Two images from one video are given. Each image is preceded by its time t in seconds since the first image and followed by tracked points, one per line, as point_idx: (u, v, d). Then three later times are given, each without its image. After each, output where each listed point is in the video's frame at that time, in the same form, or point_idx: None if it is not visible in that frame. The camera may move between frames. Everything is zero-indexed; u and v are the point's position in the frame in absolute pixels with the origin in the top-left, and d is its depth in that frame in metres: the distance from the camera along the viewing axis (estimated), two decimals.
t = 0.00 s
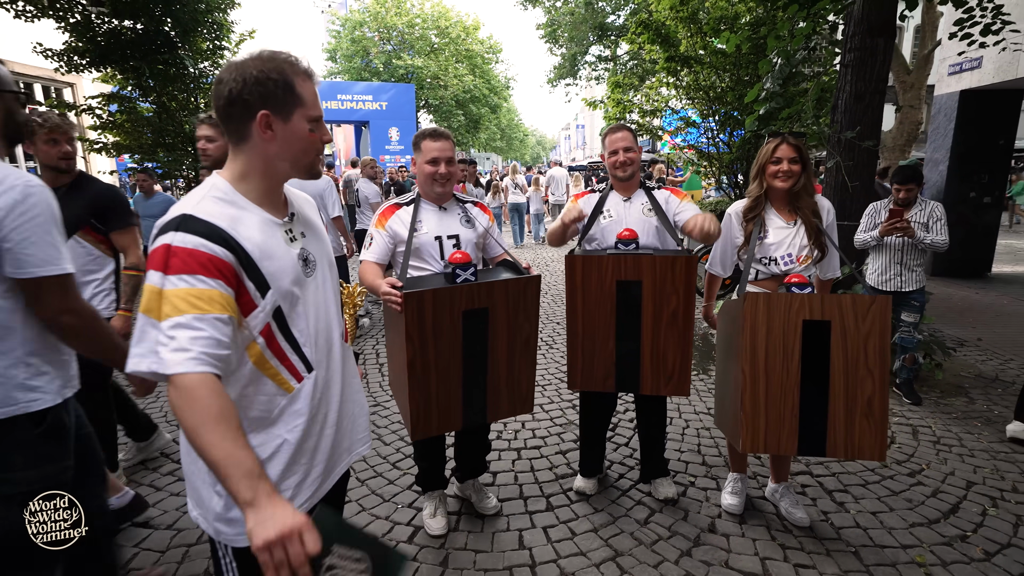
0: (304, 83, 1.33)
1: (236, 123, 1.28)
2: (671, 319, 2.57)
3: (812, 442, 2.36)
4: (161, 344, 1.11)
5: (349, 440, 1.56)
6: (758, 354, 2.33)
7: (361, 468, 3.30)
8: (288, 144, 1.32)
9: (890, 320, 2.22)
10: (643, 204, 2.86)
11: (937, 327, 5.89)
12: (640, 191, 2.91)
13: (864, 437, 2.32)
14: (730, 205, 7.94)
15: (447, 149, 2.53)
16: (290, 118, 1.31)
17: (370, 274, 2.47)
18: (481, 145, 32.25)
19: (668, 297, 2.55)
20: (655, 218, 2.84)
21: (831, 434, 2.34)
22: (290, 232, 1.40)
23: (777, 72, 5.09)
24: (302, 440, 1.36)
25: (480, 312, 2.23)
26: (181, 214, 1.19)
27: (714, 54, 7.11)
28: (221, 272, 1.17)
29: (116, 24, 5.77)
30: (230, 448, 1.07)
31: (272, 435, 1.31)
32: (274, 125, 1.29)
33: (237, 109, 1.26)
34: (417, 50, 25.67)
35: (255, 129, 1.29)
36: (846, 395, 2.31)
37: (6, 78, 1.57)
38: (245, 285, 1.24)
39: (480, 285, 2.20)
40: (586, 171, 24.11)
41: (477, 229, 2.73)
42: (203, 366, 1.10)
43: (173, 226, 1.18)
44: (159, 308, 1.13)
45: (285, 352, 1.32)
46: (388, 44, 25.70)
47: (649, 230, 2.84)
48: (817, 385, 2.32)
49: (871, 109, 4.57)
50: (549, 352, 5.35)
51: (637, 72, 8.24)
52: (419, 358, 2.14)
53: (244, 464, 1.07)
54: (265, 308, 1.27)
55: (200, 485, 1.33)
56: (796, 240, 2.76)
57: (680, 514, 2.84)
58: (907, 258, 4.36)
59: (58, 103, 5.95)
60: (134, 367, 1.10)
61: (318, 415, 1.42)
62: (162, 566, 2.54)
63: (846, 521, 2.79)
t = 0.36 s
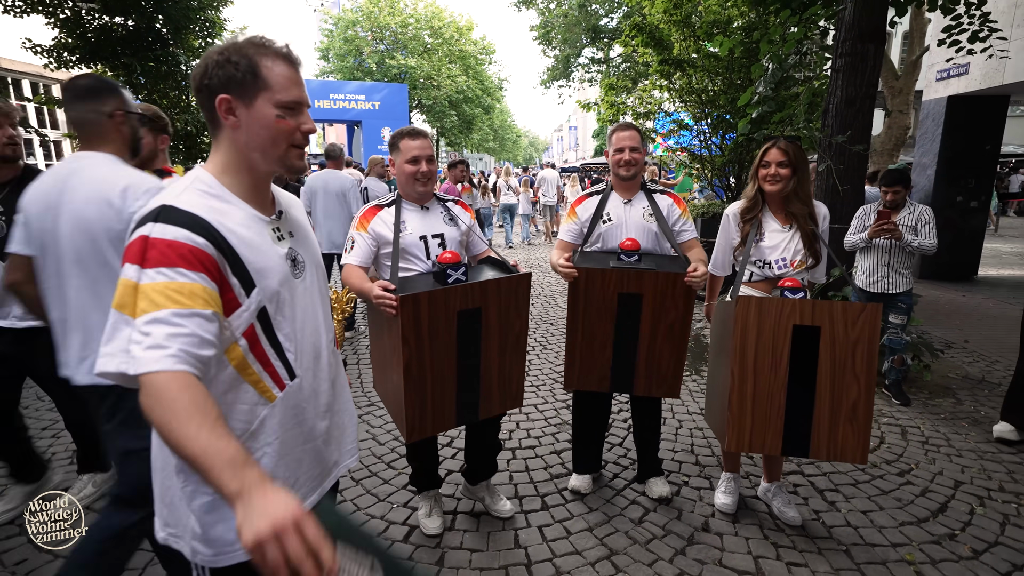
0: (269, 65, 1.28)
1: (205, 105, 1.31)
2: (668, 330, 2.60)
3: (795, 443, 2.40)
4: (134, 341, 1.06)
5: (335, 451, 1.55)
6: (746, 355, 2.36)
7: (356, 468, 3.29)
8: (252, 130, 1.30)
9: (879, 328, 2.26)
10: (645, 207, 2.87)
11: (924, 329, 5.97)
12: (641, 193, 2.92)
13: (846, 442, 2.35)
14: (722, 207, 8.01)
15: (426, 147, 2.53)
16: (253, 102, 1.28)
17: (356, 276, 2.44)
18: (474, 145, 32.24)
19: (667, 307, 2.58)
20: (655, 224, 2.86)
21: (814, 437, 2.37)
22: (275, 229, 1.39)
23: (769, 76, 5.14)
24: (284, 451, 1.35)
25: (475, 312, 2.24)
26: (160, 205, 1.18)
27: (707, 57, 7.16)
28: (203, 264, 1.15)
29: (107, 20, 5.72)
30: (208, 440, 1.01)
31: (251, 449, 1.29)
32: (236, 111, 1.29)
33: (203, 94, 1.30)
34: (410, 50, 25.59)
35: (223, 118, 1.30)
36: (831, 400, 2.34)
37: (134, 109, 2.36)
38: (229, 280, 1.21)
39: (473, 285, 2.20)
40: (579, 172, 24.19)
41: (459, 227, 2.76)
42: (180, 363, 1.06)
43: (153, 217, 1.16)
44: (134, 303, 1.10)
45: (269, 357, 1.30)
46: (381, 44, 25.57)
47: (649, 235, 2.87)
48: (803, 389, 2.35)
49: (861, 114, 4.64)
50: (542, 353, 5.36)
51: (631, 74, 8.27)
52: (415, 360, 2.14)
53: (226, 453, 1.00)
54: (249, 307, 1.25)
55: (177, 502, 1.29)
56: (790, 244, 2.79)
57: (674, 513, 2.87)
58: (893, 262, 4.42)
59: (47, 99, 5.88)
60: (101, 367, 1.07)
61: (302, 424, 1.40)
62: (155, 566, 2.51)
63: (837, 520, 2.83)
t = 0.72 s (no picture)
0: (241, 48, 1.15)
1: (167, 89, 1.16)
2: (663, 330, 2.64)
3: (783, 445, 2.43)
4: (86, 383, 0.97)
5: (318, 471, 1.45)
6: (736, 358, 2.39)
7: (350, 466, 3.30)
8: (220, 119, 1.15)
9: (869, 332, 2.29)
10: (639, 209, 2.90)
11: (916, 334, 6.03)
12: (637, 195, 2.95)
13: (832, 445, 2.38)
14: (718, 211, 8.07)
15: (427, 146, 2.53)
16: (222, 89, 1.14)
17: (355, 276, 2.45)
18: (473, 145, 32.30)
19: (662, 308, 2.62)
20: (650, 225, 2.89)
21: (801, 441, 2.41)
22: (249, 234, 1.25)
23: (766, 81, 5.17)
24: (261, 477, 1.23)
25: (472, 314, 2.26)
26: (120, 213, 1.01)
27: (706, 61, 7.21)
28: (169, 289, 1.01)
29: (107, 15, 5.71)
30: (151, 513, 1.04)
31: (224, 473, 1.18)
32: (202, 96, 1.14)
33: (165, 76, 1.14)
34: (410, 49, 25.58)
35: (187, 106, 1.16)
36: (820, 405, 2.37)
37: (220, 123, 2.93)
38: (200, 298, 1.08)
39: (473, 288, 2.22)
40: (577, 174, 24.28)
41: (459, 228, 2.78)
42: (128, 422, 0.98)
43: (110, 229, 0.99)
44: (88, 335, 0.97)
45: (248, 378, 1.18)
46: (381, 43, 25.55)
47: (645, 237, 2.89)
48: (792, 393, 2.38)
49: (857, 120, 4.68)
50: (537, 353, 5.37)
51: (629, 77, 8.31)
52: (412, 360, 2.15)
53: (160, 532, 1.06)
54: (225, 325, 1.13)
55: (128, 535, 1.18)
56: (785, 248, 2.83)
57: (665, 512, 2.90)
58: (886, 266, 4.46)
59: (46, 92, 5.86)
60: (49, 405, 0.95)
61: (281, 448, 1.28)
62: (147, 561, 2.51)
63: (827, 520, 2.86)
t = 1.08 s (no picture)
0: (197, 48, 1.08)
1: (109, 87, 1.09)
2: (659, 332, 2.64)
3: (785, 448, 2.43)
4: (47, 424, 0.92)
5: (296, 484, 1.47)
6: (735, 360, 2.39)
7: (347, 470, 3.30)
8: (166, 126, 1.09)
9: (865, 331, 2.30)
10: (635, 212, 2.91)
11: (913, 335, 6.05)
12: (633, 198, 2.96)
13: (837, 444, 2.38)
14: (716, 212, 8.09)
15: (416, 150, 2.55)
16: (171, 92, 1.08)
17: (349, 275, 2.48)
18: (471, 147, 32.32)
19: (656, 310, 2.62)
20: (645, 228, 2.90)
21: (807, 442, 2.40)
22: (212, 245, 1.23)
23: (763, 83, 5.19)
24: (238, 502, 1.23)
25: (463, 317, 2.27)
26: (68, 232, 0.96)
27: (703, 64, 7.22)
28: (133, 314, 0.98)
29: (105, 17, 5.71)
30: (157, 543, 1.03)
31: (201, 505, 1.17)
32: (147, 98, 1.08)
33: (107, 71, 1.08)
34: (408, 51, 25.58)
35: (132, 106, 1.10)
36: (821, 405, 2.37)
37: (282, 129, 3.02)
38: (166, 321, 1.05)
39: (463, 292, 2.23)
40: (575, 176, 24.33)
41: (455, 232, 2.77)
42: (105, 459, 0.95)
43: (60, 250, 0.94)
44: (44, 370, 0.92)
45: (220, 402, 1.17)
46: (379, 45, 25.56)
47: (640, 239, 2.90)
48: (793, 394, 2.39)
49: (853, 122, 4.69)
50: (534, 356, 5.38)
51: (627, 79, 8.33)
52: (399, 361, 2.16)
53: (168, 560, 1.04)
54: (194, 348, 1.10)
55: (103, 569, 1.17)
56: (778, 250, 2.85)
57: (663, 514, 2.90)
58: (881, 267, 4.50)
59: (42, 95, 5.81)
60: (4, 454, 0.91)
61: (256, 469, 1.29)
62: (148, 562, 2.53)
63: (823, 522, 2.87)
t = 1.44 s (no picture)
0: (182, 59, 1.07)
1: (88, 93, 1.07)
2: (662, 334, 2.64)
3: (790, 451, 2.43)
4: (23, 451, 0.92)
5: (293, 490, 1.47)
6: (740, 363, 2.39)
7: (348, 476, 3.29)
8: (146, 137, 1.09)
9: (867, 332, 2.31)
10: (637, 215, 2.91)
11: (914, 337, 6.05)
12: (634, 202, 2.97)
13: (841, 445, 2.39)
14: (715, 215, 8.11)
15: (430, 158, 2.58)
16: (154, 104, 1.07)
17: (347, 282, 2.46)
18: (471, 151, 32.38)
19: (659, 312, 2.62)
20: (647, 231, 2.90)
21: (811, 445, 2.41)
22: (198, 255, 1.22)
23: (761, 87, 5.21)
24: (230, 513, 1.23)
25: (463, 324, 2.26)
26: (43, 252, 0.95)
27: (701, 68, 7.24)
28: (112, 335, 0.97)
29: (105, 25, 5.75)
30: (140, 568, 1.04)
31: (193, 517, 1.17)
32: (128, 109, 1.08)
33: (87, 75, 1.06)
34: (407, 56, 25.65)
35: (113, 116, 1.09)
36: (824, 407, 2.38)
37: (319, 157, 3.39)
38: (148, 339, 1.05)
39: (463, 300, 2.23)
40: (574, 180, 24.36)
41: (454, 237, 2.78)
42: (83, 486, 0.95)
43: (35, 272, 0.93)
44: (20, 397, 0.92)
45: (207, 416, 1.17)
46: (378, 50, 25.64)
47: (642, 243, 2.90)
48: (797, 397, 2.38)
49: (851, 125, 4.70)
50: (534, 359, 5.37)
51: (625, 83, 8.35)
52: (401, 369, 2.15)
53: None
54: (179, 365, 1.10)
55: None
56: (776, 254, 2.86)
57: (665, 518, 2.89)
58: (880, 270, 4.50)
59: (42, 102, 5.80)
60: None
61: (248, 479, 1.28)
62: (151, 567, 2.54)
63: (826, 525, 2.86)
